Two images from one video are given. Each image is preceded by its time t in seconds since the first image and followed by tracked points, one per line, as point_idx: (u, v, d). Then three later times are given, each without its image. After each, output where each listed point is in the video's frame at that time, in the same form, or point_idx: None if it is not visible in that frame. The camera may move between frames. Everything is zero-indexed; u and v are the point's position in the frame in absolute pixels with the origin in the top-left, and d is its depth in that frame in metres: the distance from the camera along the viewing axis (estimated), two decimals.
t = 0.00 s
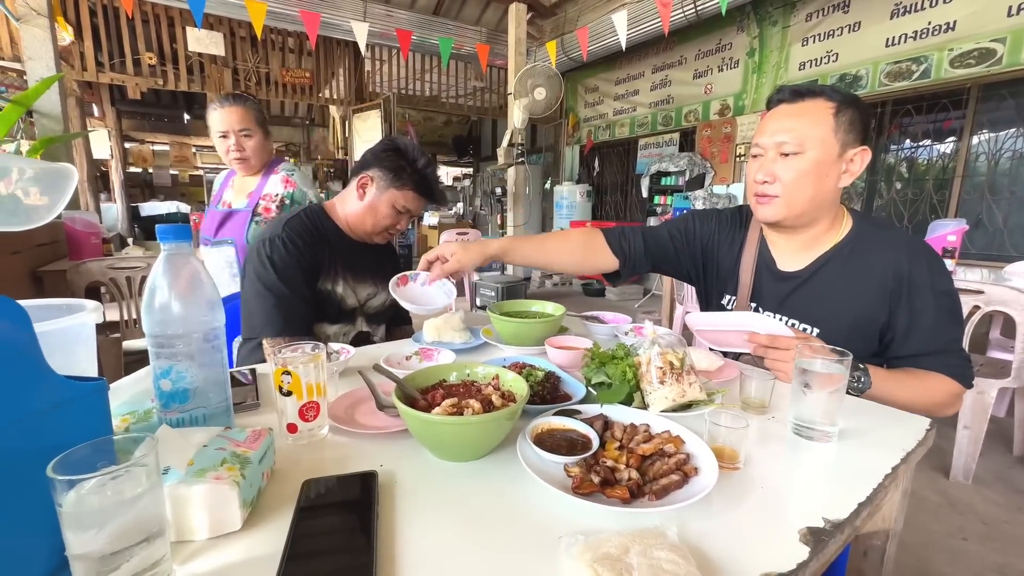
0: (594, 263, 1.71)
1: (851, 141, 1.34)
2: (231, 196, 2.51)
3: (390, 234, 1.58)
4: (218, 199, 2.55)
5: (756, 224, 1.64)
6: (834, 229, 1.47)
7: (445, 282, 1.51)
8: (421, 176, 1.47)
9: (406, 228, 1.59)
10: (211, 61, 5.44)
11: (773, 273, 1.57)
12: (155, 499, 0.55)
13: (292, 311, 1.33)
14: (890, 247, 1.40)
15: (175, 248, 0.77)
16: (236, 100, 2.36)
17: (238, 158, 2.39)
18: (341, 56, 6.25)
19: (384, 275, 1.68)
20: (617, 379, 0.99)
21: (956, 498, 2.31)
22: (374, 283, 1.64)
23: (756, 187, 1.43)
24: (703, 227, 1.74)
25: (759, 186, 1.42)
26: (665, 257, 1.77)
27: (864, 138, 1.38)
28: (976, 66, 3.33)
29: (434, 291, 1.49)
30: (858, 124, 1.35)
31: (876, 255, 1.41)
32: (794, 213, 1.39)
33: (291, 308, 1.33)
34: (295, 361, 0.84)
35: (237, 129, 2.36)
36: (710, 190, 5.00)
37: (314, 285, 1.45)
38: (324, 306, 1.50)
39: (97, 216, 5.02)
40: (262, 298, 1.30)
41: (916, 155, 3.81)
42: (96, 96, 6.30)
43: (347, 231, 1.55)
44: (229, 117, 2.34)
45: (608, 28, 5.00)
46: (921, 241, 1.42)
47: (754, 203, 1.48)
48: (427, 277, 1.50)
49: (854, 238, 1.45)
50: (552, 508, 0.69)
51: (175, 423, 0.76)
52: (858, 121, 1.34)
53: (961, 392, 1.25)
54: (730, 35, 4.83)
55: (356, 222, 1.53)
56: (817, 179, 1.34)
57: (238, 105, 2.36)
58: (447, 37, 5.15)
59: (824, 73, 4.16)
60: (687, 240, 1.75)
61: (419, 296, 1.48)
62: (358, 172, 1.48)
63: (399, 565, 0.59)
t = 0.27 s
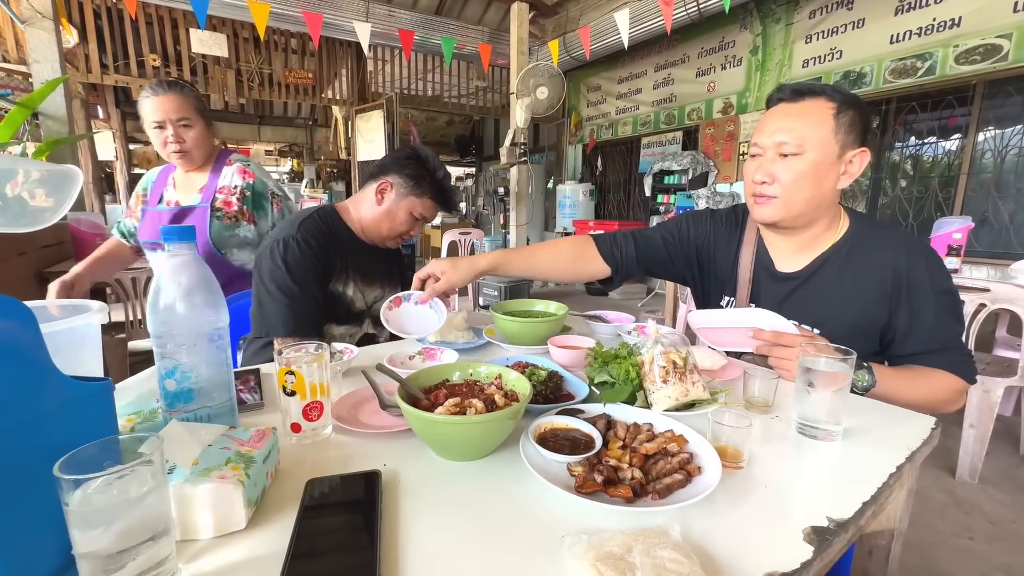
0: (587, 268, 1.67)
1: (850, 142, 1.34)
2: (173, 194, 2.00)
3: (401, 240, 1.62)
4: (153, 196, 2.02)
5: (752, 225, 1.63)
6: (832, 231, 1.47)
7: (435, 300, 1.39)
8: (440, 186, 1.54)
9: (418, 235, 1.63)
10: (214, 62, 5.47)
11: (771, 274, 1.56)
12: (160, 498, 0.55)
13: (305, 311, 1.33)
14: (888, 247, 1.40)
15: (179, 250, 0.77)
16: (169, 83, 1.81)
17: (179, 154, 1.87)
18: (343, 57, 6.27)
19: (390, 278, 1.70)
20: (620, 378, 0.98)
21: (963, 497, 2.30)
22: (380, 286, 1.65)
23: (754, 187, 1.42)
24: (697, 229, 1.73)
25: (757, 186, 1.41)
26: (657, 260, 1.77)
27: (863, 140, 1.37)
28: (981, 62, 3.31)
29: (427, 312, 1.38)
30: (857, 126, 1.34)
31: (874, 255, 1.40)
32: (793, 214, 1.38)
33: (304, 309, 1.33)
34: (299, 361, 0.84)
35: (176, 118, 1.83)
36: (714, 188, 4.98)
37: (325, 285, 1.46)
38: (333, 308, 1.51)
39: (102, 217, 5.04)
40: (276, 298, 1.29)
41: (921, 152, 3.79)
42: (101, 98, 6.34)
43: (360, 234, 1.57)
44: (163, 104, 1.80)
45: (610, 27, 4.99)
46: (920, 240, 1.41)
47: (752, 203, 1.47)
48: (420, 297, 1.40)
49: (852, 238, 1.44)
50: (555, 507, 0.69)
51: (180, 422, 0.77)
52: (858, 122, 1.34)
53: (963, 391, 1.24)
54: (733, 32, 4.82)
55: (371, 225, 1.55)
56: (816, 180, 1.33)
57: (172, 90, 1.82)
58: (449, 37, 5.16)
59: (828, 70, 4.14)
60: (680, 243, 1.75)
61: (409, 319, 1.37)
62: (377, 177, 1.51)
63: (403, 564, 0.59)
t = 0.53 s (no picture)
0: (583, 272, 1.67)
1: (848, 143, 1.33)
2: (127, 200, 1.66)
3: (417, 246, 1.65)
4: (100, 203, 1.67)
5: (750, 226, 1.63)
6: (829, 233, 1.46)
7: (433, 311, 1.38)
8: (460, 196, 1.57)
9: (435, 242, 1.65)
10: (217, 63, 5.49)
11: (769, 275, 1.56)
12: (165, 498, 0.55)
13: (313, 312, 1.33)
14: (888, 246, 1.39)
15: (182, 250, 0.77)
16: (137, 79, 1.54)
17: (144, 159, 1.59)
18: (345, 57, 6.28)
19: (400, 283, 1.72)
20: (622, 378, 0.98)
21: (969, 496, 2.29)
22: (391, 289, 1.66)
23: (751, 189, 1.41)
24: (693, 231, 1.73)
25: (755, 188, 1.40)
26: (653, 264, 1.76)
27: (862, 140, 1.37)
28: (987, 58, 3.28)
29: (424, 324, 1.36)
30: (855, 126, 1.34)
31: (874, 254, 1.40)
32: (792, 216, 1.38)
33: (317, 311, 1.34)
34: (302, 361, 0.85)
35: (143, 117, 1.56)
36: (717, 186, 4.97)
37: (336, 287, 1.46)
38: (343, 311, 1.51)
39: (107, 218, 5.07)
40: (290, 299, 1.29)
41: (925, 149, 3.77)
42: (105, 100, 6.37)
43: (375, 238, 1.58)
44: (129, 100, 1.53)
45: (612, 25, 4.98)
46: (920, 238, 1.40)
47: (749, 204, 1.46)
48: (418, 308, 1.36)
49: (851, 237, 1.44)
50: (557, 506, 0.69)
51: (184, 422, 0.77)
52: (856, 122, 1.33)
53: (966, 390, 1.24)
54: (735, 30, 4.80)
55: (388, 230, 1.56)
56: (814, 182, 1.33)
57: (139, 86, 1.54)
58: (451, 36, 5.16)
59: (832, 67, 4.12)
60: (677, 246, 1.74)
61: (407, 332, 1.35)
62: (398, 184, 1.51)
63: (406, 564, 0.59)
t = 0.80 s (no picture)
0: (581, 276, 1.67)
1: (843, 147, 1.33)
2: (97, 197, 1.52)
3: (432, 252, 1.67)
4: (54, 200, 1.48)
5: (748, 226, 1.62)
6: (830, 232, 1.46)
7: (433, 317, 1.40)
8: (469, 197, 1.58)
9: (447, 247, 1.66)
10: (219, 64, 5.50)
11: (769, 275, 1.56)
12: (168, 499, 0.56)
13: (352, 327, 1.39)
14: (887, 244, 1.39)
15: (184, 251, 0.78)
16: (104, 63, 1.39)
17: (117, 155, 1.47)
18: (346, 58, 6.29)
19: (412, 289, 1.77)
20: (623, 378, 0.97)
21: (972, 495, 2.28)
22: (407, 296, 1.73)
23: (751, 201, 1.41)
24: (692, 232, 1.73)
25: (755, 201, 1.39)
26: (652, 266, 1.76)
27: (857, 140, 1.36)
28: (989, 55, 3.27)
29: (424, 333, 1.37)
30: (848, 127, 1.33)
31: (873, 253, 1.39)
32: (795, 223, 1.38)
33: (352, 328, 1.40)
34: (304, 362, 0.85)
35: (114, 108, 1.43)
36: (718, 185, 4.97)
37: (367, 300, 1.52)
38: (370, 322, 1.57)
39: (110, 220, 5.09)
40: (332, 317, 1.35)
41: (928, 147, 3.76)
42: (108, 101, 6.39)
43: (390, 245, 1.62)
44: (100, 89, 1.38)
45: (613, 24, 4.98)
46: (920, 236, 1.40)
47: (749, 214, 1.45)
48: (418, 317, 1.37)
49: (850, 236, 1.43)
50: (558, 506, 0.69)
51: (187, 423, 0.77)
52: (848, 125, 1.32)
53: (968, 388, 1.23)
54: (736, 28, 4.79)
55: (403, 238, 1.59)
56: (812, 189, 1.33)
57: (105, 73, 1.39)
58: (451, 36, 5.16)
59: (834, 65, 4.11)
60: (675, 248, 1.75)
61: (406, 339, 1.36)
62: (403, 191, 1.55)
63: (407, 564, 0.59)
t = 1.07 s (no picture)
0: (581, 278, 1.66)
1: (837, 150, 1.32)
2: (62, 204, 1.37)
3: (434, 255, 1.67)
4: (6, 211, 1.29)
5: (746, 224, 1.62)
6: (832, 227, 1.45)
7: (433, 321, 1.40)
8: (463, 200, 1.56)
9: (450, 248, 1.66)
10: (219, 65, 5.51)
11: (769, 274, 1.56)
12: (167, 500, 0.56)
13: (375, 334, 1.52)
14: (887, 243, 1.39)
15: (183, 251, 0.77)
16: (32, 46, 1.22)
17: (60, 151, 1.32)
18: (346, 57, 6.29)
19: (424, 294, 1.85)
20: (624, 377, 0.97)
21: (975, 494, 2.27)
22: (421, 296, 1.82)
23: (749, 210, 1.41)
24: (691, 232, 1.73)
25: (755, 210, 1.39)
26: (652, 266, 1.76)
27: (851, 141, 1.35)
28: (991, 52, 3.26)
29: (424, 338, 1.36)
30: (843, 129, 1.32)
31: (874, 251, 1.39)
32: (797, 228, 1.38)
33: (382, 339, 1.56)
34: (303, 362, 0.85)
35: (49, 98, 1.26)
36: (719, 184, 4.97)
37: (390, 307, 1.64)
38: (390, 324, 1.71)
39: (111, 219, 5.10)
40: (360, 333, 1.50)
41: (929, 145, 3.75)
42: (109, 102, 6.40)
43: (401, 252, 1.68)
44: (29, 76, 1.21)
45: (613, 23, 4.98)
46: (920, 234, 1.40)
47: (749, 220, 1.45)
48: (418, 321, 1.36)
49: (851, 235, 1.43)
50: (558, 507, 0.69)
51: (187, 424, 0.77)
52: (840, 128, 1.31)
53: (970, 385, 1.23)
54: (737, 26, 4.78)
55: (410, 245, 1.64)
56: (810, 194, 1.32)
57: (24, 57, 1.20)
58: (451, 36, 5.15)
59: (835, 63, 4.10)
60: (674, 247, 1.75)
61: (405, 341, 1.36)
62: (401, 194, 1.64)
63: (407, 564, 0.59)
